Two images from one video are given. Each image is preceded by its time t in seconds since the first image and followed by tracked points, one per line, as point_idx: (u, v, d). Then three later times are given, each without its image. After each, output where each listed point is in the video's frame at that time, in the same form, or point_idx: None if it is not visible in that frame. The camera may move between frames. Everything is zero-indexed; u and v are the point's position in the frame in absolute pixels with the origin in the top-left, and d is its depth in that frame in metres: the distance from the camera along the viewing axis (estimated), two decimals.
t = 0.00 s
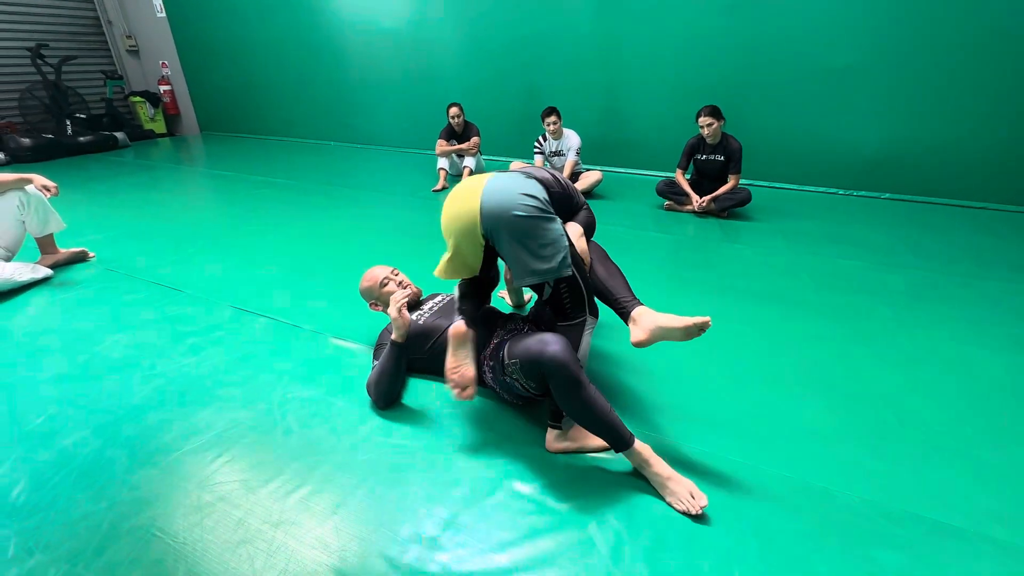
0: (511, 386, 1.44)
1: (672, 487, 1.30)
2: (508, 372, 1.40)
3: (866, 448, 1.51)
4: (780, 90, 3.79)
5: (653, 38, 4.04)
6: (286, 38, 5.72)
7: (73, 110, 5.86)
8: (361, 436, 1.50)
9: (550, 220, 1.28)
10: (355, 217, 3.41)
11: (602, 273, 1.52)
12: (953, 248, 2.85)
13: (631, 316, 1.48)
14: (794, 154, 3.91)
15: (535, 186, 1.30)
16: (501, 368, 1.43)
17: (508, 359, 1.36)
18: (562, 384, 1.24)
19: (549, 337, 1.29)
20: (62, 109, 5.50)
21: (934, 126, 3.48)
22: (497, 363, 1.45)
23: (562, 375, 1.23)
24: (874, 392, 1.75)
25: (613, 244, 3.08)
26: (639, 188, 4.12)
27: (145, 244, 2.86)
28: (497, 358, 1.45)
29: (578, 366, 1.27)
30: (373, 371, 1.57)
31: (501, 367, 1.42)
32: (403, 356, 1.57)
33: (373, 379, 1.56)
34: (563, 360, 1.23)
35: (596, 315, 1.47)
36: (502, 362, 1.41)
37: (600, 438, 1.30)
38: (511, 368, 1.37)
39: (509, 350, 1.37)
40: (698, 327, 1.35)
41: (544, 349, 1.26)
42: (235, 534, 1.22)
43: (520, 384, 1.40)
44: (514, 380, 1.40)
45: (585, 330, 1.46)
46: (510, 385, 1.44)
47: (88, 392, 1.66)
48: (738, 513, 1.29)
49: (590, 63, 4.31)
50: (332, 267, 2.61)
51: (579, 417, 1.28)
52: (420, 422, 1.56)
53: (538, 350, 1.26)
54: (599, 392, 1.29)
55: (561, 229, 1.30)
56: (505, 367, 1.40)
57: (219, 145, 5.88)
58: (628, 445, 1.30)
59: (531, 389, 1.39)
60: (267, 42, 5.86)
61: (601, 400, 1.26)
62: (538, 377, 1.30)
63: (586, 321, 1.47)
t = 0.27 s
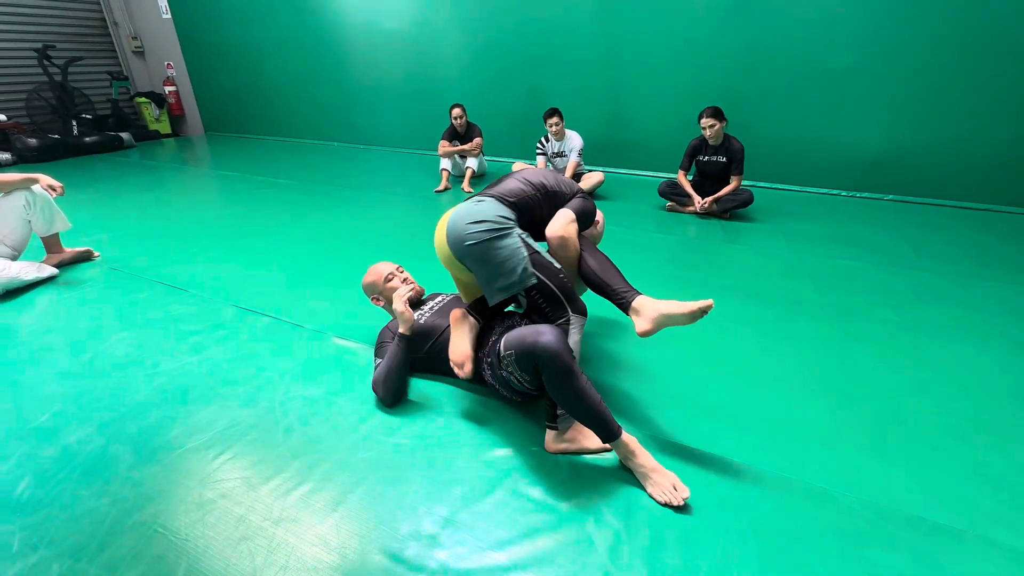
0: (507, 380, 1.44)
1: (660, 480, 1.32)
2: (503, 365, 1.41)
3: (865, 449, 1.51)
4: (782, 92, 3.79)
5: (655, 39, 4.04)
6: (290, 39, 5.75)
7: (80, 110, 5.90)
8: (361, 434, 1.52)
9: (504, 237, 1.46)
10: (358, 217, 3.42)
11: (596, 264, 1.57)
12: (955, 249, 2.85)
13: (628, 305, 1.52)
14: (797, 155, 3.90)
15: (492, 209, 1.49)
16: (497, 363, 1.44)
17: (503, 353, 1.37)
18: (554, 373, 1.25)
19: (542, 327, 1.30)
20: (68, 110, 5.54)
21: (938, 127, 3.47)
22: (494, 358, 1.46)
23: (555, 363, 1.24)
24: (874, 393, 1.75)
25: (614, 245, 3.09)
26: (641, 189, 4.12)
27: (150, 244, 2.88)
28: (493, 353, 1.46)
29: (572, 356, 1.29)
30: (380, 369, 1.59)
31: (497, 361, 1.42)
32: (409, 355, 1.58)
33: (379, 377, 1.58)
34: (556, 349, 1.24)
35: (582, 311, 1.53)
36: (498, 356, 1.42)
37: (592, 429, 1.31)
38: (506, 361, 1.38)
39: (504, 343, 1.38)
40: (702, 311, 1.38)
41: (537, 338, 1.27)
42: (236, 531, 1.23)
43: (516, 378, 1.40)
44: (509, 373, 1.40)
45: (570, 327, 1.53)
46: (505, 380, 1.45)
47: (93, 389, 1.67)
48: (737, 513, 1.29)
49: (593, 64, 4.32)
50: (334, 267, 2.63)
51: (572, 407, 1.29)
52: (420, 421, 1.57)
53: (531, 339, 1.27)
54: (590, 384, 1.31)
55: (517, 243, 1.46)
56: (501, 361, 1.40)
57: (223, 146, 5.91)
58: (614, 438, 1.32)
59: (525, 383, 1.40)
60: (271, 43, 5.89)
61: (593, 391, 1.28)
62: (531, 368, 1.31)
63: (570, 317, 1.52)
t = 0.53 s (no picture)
0: (503, 374, 1.46)
1: (642, 479, 1.33)
2: (498, 358, 1.42)
3: (867, 450, 1.50)
4: (785, 91, 3.78)
5: (658, 39, 4.04)
6: (293, 38, 5.77)
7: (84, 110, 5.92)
8: (363, 432, 1.52)
9: (486, 246, 1.51)
10: (360, 217, 3.43)
11: (587, 267, 1.62)
12: (958, 250, 2.84)
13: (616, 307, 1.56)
14: (799, 155, 3.90)
15: (474, 221, 1.56)
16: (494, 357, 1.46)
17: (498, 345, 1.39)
18: (544, 363, 1.26)
19: (534, 318, 1.31)
20: (73, 109, 5.56)
21: (940, 127, 3.46)
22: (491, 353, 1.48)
23: (544, 353, 1.26)
24: (875, 393, 1.75)
25: (616, 245, 3.09)
26: (643, 189, 4.13)
27: (153, 243, 2.89)
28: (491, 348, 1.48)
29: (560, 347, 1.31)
30: (393, 367, 1.60)
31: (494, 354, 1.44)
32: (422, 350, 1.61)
33: (393, 375, 1.59)
34: (546, 339, 1.25)
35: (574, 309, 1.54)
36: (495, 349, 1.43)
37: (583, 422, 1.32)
38: (501, 354, 1.40)
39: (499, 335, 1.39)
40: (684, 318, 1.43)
41: (528, 328, 1.28)
42: (238, 527, 1.24)
43: (511, 371, 1.42)
44: (504, 366, 1.42)
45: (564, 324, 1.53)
46: (502, 374, 1.47)
47: (97, 387, 1.69)
48: (736, 513, 1.30)
49: (595, 64, 4.32)
50: (337, 266, 2.64)
51: (562, 398, 1.29)
52: (421, 419, 1.58)
53: (522, 329, 1.29)
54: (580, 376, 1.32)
55: (500, 250, 1.51)
56: (497, 354, 1.42)
57: (226, 145, 5.93)
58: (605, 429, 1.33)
59: (520, 376, 1.41)
60: (275, 43, 5.91)
61: (581, 383, 1.29)
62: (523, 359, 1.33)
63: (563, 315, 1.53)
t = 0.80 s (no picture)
0: (516, 369, 1.46)
1: (653, 478, 1.33)
2: (513, 352, 1.42)
3: (869, 449, 1.50)
4: (788, 90, 3.78)
5: (660, 38, 4.04)
6: (296, 38, 5.78)
7: (88, 109, 5.95)
8: (367, 429, 1.53)
9: (502, 250, 1.59)
10: (363, 215, 3.44)
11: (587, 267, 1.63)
12: (961, 249, 2.83)
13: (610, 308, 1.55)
14: (802, 155, 3.89)
15: (491, 231, 1.65)
16: (507, 351, 1.46)
17: (514, 338, 1.39)
18: (564, 356, 1.27)
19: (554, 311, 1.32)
20: (77, 108, 5.57)
21: (944, 126, 3.45)
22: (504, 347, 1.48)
23: (565, 346, 1.26)
24: (878, 393, 1.75)
25: (619, 244, 3.09)
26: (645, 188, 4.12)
27: (157, 242, 2.91)
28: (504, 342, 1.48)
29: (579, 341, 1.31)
30: (410, 360, 1.60)
31: (508, 348, 1.44)
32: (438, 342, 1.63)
33: (410, 367, 1.59)
34: (567, 332, 1.26)
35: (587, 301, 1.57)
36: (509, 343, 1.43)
37: (598, 417, 1.32)
38: (517, 349, 1.40)
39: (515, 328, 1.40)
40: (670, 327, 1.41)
41: (549, 320, 1.29)
42: (242, 523, 1.25)
43: (526, 365, 1.42)
44: (519, 360, 1.42)
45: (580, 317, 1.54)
46: (515, 369, 1.47)
47: (103, 384, 1.70)
48: (738, 511, 1.30)
49: (598, 63, 4.32)
50: (340, 264, 2.65)
51: (579, 392, 1.29)
52: (424, 416, 1.58)
53: (543, 321, 1.29)
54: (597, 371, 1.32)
55: (514, 251, 1.58)
56: (512, 347, 1.42)
57: (229, 145, 5.95)
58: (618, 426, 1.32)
59: (535, 369, 1.42)
60: (277, 42, 5.92)
61: (598, 377, 1.29)
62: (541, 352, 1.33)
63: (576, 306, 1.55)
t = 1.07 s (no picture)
0: (525, 353, 1.48)
1: (664, 443, 1.42)
2: (524, 335, 1.44)
3: (869, 448, 1.50)
4: (788, 89, 3.77)
5: (660, 36, 4.03)
6: (295, 37, 5.77)
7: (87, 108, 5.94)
8: (366, 427, 1.53)
9: (510, 258, 1.73)
10: (363, 214, 3.44)
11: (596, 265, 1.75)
12: (960, 249, 2.83)
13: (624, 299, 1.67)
14: (803, 153, 3.88)
15: (504, 241, 1.80)
16: (516, 335, 1.48)
17: (527, 319, 1.42)
18: (583, 328, 1.31)
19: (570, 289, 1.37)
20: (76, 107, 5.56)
21: (945, 125, 3.45)
22: (513, 332, 1.50)
23: (585, 318, 1.31)
24: (878, 392, 1.75)
25: (619, 243, 3.08)
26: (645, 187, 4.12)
27: (156, 240, 2.90)
28: (513, 327, 1.50)
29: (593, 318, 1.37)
30: (431, 322, 1.60)
31: (518, 332, 1.46)
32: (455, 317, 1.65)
33: (432, 328, 1.59)
34: (587, 305, 1.31)
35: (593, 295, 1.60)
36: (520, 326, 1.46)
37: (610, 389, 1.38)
38: (529, 329, 1.42)
39: (528, 310, 1.42)
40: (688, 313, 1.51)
41: (566, 297, 1.33)
42: (241, 522, 1.24)
43: (536, 348, 1.44)
44: (530, 344, 1.44)
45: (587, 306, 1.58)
46: (523, 354, 1.48)
47: (103, 382, 1.69)
48: (738, 509, 1.29)
49: (598, 62, 4.32)
50: (340, 263, 2.65)
51: (595, 364, 1.34)
52: (423, 414, 1.58)
53: (562, 297, 1.33)
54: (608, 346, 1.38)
55: (520, 259, 1.71)
56: (523, 330, 1.44)
57: (229, 144, 5.94)
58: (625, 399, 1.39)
59: (545, 352, 1.44)
60: (277, 41, 5.91)
61: (611, 351, 1.35)
62: (556, 330, 1.36)
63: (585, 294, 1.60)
